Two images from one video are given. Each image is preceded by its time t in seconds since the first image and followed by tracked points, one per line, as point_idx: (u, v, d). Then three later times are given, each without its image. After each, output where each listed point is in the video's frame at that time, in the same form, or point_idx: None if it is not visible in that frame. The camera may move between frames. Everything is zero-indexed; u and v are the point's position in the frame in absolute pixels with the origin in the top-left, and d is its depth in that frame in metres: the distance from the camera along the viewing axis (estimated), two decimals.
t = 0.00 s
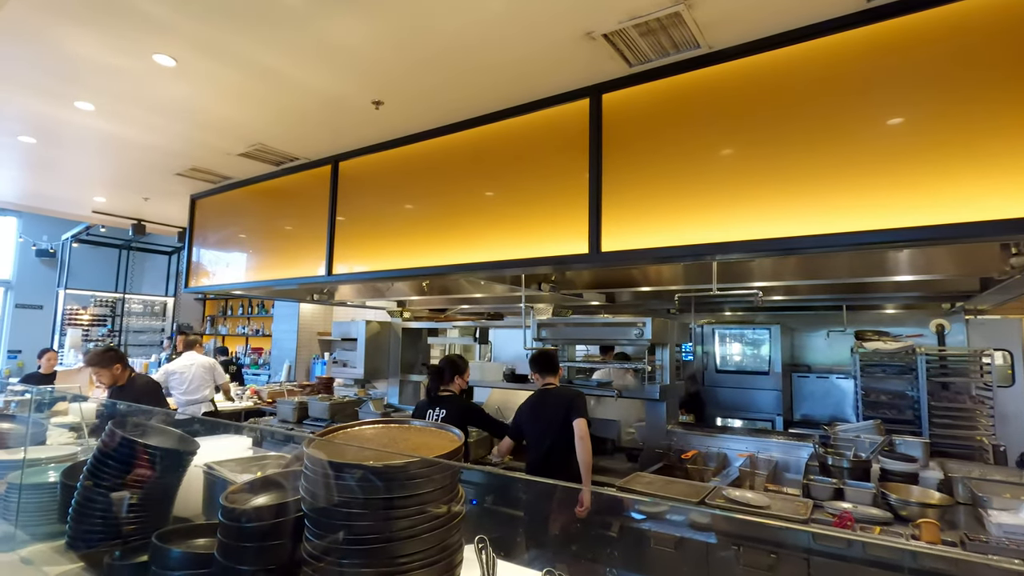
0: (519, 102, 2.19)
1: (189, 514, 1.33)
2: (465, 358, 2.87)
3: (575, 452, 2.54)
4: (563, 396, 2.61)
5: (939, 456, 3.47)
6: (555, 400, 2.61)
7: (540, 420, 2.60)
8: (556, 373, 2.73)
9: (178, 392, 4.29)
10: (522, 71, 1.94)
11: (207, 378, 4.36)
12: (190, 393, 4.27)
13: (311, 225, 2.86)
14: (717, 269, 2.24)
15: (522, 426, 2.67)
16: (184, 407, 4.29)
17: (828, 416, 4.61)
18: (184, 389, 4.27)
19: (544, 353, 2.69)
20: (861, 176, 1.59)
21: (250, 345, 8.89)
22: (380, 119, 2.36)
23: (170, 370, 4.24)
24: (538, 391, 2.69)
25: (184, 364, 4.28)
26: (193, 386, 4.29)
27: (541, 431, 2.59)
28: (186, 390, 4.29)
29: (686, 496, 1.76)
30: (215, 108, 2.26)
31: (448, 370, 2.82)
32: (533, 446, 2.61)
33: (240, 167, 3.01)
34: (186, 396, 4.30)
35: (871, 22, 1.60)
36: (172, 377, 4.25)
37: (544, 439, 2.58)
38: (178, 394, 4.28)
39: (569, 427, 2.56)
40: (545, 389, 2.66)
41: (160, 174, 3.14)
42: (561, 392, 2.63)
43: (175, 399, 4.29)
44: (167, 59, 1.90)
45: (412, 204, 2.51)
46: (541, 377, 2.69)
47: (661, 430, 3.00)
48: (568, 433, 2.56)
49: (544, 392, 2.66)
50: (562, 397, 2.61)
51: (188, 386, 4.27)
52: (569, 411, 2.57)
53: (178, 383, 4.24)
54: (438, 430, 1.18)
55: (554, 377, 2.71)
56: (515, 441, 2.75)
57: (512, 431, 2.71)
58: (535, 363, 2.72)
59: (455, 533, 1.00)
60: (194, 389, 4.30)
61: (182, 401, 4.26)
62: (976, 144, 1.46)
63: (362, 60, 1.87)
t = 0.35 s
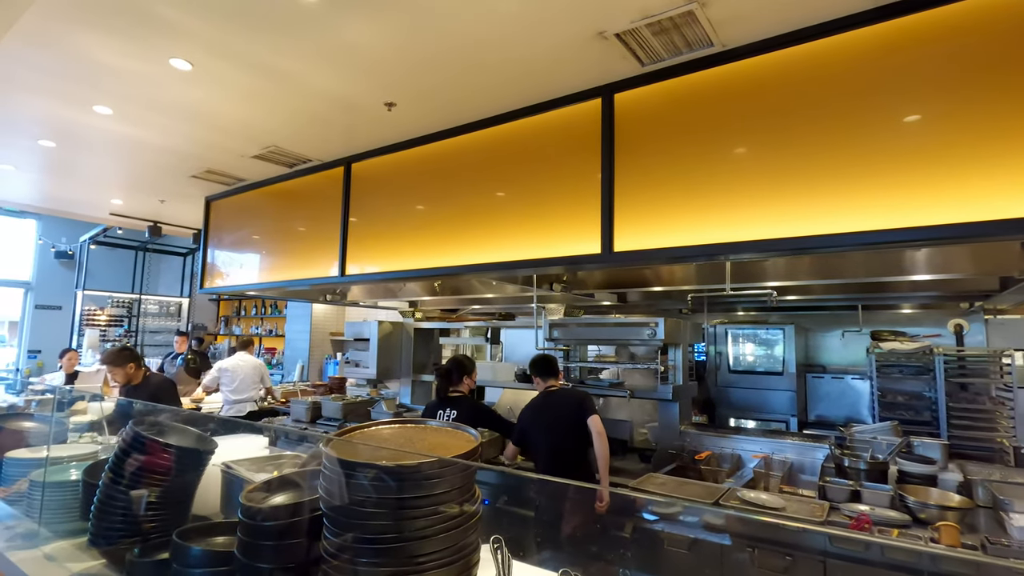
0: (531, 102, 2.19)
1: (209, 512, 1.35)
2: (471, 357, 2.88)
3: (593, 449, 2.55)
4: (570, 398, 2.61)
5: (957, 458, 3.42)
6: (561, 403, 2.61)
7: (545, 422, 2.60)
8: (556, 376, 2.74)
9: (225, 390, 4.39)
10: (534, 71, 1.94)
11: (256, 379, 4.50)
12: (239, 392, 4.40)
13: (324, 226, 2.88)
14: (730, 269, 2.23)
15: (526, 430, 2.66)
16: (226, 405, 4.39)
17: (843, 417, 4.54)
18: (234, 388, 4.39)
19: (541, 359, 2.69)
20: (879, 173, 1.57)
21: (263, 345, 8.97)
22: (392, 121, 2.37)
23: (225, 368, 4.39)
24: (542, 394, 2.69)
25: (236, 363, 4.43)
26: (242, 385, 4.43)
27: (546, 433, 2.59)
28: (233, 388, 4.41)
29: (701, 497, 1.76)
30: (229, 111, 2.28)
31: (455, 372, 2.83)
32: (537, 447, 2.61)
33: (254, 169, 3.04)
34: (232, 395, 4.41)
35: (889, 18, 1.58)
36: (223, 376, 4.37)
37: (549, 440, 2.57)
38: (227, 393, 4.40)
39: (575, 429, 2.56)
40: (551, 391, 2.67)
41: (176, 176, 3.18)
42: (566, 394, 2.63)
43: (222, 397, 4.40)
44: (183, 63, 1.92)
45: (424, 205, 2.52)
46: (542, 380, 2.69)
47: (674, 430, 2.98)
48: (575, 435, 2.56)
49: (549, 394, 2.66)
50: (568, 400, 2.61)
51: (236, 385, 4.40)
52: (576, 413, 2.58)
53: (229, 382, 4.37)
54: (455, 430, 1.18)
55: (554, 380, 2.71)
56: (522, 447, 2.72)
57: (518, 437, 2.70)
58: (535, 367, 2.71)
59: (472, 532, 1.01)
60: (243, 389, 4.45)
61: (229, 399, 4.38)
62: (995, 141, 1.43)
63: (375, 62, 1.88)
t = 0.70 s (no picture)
0: (543, 102, 2.19)
1: (227, 510, 1.37)
2: (472, 356, 2.89)
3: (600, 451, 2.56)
4: (582, 399, 2.60)
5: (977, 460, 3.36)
6: (573, 403, 2.59)
7: (555, 421, 2.58)
8: (569, 374, 2.71)
9: (260, 384, 4.58)
10: (547, 71, 1.94)
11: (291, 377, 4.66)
12: (274, 388, 4.58)
13: (336, 227, 2.90)
14: (744, 269, 2.21)
15: (535, 426, 2.66)
16: (261, 398, 4.58)
17: (859, 418, 4.50)
18: (270, 383, 4.56)
19: (556, 354, 2.65)
20: (896, 171, 1.55)
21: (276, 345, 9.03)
22: (404, 122, 2.38)
23: (267, 363, 4.56)
24: (553, 391, 2.68)
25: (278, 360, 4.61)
26: (277, 381, 4.59)
27: (556, 432, 2.58)
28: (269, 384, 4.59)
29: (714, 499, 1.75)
30: (243, 113, 2.31)
31: (458, 371, 2.81)
32: (546, 445, 2.60)
33: (268, 171, 3.07)
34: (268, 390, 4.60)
35: (907, 14, 1.56)
36: (263, 371, 4.55)
37: (559, 439, 2.57)
38: (265, 387, 4.57)
39: (586, 430, 2.55)
40: (561, 390, 2.65)
41: (191, 178, 3.22)
42: (576, 394, 2.62)
43: (257, 390, 4.57)
44: (199, 66, 1.94)
45: (436, 205, 2.53)
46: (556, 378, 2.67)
47: (687, 432, 2.99)
48: (585, 436, 2.56)
49: (559, 392, 2.65)
50: (579, 400, 2.59)
51: (272, 381, 4.58)
52: (587, 414, 2.57)
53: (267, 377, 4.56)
54: (472, 430, 1.18)
55: (567, 377, 2.70)
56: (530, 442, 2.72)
57: (526, 432, 2.69)
58: (547, 364, 2.69)
59: (489, 533, 1.01)
60: (279, 384, 4.61)
61: (265, 393, 4.57)
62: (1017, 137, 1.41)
63: (388, 64, 1.89)
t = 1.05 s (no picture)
0: (555, 102, 2.19)
1: (245, 508, 1.38)
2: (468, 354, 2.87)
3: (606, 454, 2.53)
4: (595, 399, 2.58)
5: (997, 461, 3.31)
6: (584, 403, 2.58)
7: (568, 420, 2.58)
8: (582, 372, 2.70)
9: (279, 381, 4.62)
10: (559, 70, 1.94)
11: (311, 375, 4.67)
12: (294, 386, 4.61)
13: (348, 228, 2.92)
14: (758, 268, 2.20)
15: (547, 422, 2.64)
16: (281, 395, 4.63)
17: (874, 418, 4.45)
18: (290, 381, 4.59)
19: (568, 351, 2.65)
20: (912, 169, 1.53)
21: (289, 345, 9.10)
22: (416, 123, 2.39)
23: (290, 363, 4.59)
24: (564, 389, 2.66)
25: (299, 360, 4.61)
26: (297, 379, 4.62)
27: (568, 432, 2.57)
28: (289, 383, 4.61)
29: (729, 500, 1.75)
30: (257, 115, 2.33)
31: (455, 368, 2.81)
32: (557, 445, 2.60)
33: (282, 172, 3.09)
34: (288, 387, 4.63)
35: (926, 9, 1.54)
36: (285, 370, 4.58)
37: (571, 439, 2.56)
38: (286, 385, 4.61)
39: (598, 430, 2.54)
40: (572, 389, 2.64)
41: (205, 180, 3.25)
42: (587, 394, 2.60)
43: (278, 386, 4.61)
44: (214, 69, 1.96)
45: (447, 206, 2.53)
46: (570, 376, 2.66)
47: (700, 432, 2.96)
48: (597, 435, 2.55)
49: (571, 391, 2.63)
50: (591, 400, 2.58)
51: (292, 380, 4.60)
52: (598, 415, 2.56)
53: (288, 376, 4.58)
54: (489, 429, 1.18)
55: (579, 376, 2.69)
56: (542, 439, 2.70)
57: (538, 428, 2.67)
58: (560, 361, 2.69)
59: (507, 532, 1.01)
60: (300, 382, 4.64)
61: (286, 390, 4.61)
62: None
63: (400, 65, 1.90)
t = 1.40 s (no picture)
0: (566, 101, 2.18)
1: (260, 506, 1.39)
2: (475, 354, 2.88)
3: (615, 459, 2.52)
4: (607, 400, 2.57)
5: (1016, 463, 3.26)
6: (596, 403, 2.57)
7: (579, 421, 2.58)
8: (596, 371, 2.69)
9: (293, 381, 4.66)
10: (570, 70, 1.93)
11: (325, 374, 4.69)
12: (308, 385, 4.64)
13: (359, 229, 2.94)
14: (771, 267, 2.18)
15: (559, 423, 2.64)
16: (294, 395, 4.66)
17: (890, 419, 4.40)
18: (304, 380, 4.62)
19: (585, 351, 2.67)
20: (930, 166, 1.51)
21: (301, 345, 9.15)
22: (427, 123, 2.40)
23: (305, 363, 4.62)
24: (577, 389, 2.66)
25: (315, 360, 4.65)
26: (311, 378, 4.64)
27: (580, 432, 2.57)
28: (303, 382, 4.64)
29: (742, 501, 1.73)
30: (270, 117, 2.35)
31: (461, 368, 2.81)
32: (569, 445, 2.59)
33: (294, 174, 3.12)
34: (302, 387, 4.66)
35: (941, 4, 1.52)
36: (299, 369, 4.61)
37: (583, 440, 2.55)
38: (300, 385, 4.64)
39: (609, 430, 2.53)
40: (585, 389, 2.63)
41: (218, 182, 3.29)
42: (599, 394, 2.59)
43: (293, 386, 4.65)
44: (228, 72, 1.98)
45: (457, 206, 2.54)
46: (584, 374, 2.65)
47: (713, 432, 2.95)
48: (609, 436, 2.54)
49: (583, 391, 2.62)
50: (603, 401, 2.57)
51: (306, 380, 4.63)
52: (610, 415, 2.54)
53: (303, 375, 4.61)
54: (502, 429, 1.18)
55: (593, 375, 2.67)
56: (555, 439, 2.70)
57: (549, 428, 2.67)
58: (575, 360, 2.69)
59: (522, 532, 1.01)
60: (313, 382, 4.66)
61: (300, 390, 4.64)
62: None
63: (411, 65, 1.91)
